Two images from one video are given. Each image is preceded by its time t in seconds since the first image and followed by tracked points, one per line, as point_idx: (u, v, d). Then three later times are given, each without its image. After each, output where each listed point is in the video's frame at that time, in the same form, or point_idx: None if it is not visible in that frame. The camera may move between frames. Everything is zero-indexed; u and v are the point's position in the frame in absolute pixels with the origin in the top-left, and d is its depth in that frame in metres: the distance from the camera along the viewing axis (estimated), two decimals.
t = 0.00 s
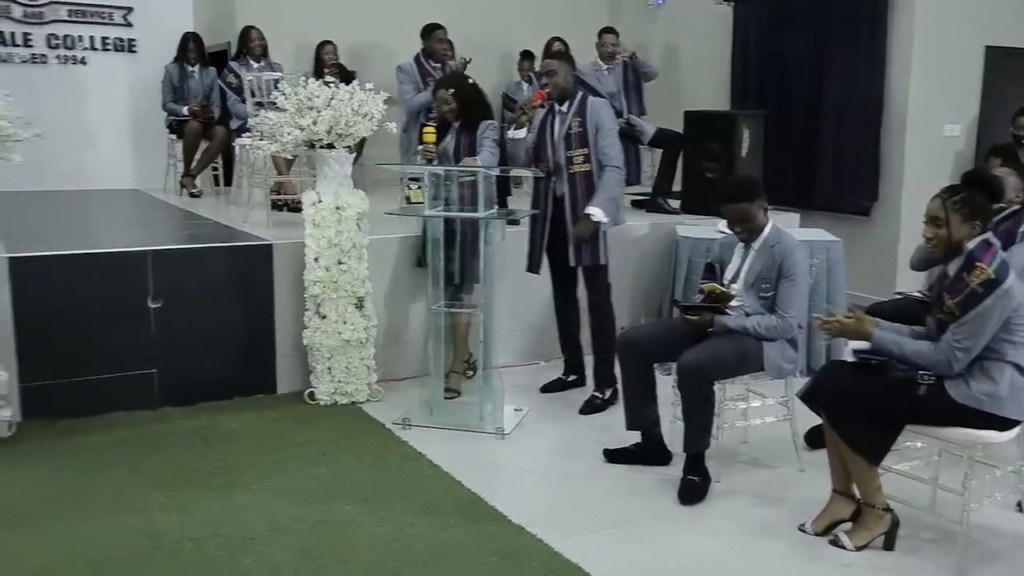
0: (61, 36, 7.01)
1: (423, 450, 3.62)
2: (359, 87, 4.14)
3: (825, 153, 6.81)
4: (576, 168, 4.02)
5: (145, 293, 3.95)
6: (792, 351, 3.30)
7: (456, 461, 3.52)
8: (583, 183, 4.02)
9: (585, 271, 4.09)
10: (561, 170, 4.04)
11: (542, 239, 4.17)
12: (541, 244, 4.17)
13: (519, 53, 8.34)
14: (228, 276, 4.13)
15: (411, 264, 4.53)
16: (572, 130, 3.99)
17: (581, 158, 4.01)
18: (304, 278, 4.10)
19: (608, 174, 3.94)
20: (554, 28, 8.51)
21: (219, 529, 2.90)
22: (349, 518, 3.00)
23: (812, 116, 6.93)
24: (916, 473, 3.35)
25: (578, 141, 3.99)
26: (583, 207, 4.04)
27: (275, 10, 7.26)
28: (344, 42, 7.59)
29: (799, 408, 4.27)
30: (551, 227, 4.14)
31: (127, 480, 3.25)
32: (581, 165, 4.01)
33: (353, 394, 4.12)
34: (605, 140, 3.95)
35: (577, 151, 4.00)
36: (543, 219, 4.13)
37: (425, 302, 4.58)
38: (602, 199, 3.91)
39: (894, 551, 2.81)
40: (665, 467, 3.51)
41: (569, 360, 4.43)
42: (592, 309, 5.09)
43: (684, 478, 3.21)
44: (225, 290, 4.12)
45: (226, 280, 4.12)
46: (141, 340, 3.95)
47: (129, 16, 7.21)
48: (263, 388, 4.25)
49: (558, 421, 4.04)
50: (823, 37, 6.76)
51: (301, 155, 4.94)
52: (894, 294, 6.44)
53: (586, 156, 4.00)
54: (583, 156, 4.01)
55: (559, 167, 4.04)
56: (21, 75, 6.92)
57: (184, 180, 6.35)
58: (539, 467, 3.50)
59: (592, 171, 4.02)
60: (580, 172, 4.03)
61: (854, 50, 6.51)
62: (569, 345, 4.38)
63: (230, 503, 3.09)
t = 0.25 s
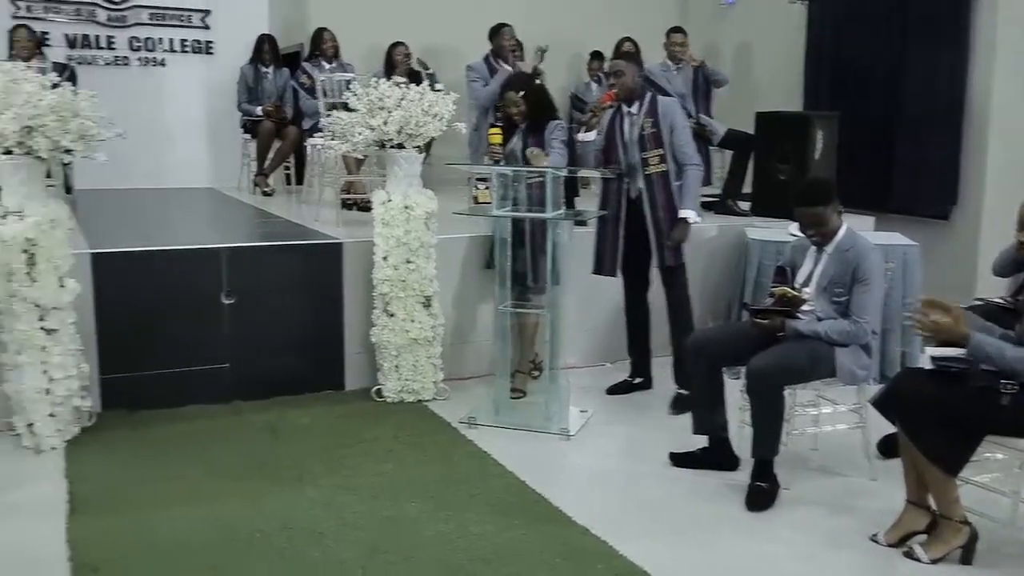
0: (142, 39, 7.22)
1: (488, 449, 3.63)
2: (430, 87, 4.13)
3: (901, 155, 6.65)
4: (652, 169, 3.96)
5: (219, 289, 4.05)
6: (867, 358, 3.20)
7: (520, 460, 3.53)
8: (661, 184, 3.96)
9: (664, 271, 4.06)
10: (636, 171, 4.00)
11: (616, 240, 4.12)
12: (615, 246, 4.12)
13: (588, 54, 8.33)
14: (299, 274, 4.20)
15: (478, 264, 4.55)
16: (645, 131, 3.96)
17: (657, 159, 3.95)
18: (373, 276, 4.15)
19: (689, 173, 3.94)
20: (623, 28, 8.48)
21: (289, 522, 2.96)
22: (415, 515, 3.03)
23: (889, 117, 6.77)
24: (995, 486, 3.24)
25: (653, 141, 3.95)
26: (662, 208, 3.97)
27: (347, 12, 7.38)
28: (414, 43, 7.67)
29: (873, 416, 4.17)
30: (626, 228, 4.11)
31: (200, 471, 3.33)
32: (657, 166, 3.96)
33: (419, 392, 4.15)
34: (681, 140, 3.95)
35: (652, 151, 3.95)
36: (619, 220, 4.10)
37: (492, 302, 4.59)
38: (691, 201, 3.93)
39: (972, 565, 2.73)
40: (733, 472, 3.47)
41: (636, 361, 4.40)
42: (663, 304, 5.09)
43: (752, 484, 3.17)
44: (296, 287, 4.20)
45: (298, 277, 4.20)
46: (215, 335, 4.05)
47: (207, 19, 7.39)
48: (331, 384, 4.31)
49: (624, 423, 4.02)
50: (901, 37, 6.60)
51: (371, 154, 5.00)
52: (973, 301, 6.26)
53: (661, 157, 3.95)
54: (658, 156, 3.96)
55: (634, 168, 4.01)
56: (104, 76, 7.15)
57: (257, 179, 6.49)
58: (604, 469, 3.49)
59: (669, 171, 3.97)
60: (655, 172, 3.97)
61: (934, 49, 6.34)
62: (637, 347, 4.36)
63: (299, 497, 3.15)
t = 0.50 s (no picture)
0: (219, 41, 7.40)
1: (553, 450, 3.63)
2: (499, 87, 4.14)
3: (983, 157, 6.44)
4: (729, 170, 3.92)
5: (291, 286, 4.12)
6: (944, 366, 3.12)
7: (585, 462, 3.52)
8: (736, 186, 3.92)
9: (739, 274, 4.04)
10: (713, 171, 3.96)
11: (692, 241, 4.09)
12: (691, 247, 4.10)
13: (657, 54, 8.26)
14: (368, 272, 4.25)
15: (545, 264, 4.55)
16: (725, 132, 3.90)
17: (734, 160, 3.91)
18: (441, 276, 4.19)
19: (765, 178, 3.87)
20: (693, 28, 8.39)
21: (357, 517, 3.00)
22: (480, 513, 3.04)
23: (970, 118, 6.57)
24: None
25: (733, 142, 3.90)
26: (733, 208, 3.94)
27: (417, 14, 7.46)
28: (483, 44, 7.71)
29: (950, 425, 4.05)
30: (704, 232, 4.07)
31: (269, 464, 3.40)
32: (734, 168, 3.91)
33: (485, 392, 4.17)
34: (760, 142, 3.88)
35: (731, 153, 3.91)
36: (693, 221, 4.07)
37: (558, 302, 4.59)
38: (762, 205, 3.86)
39: None
40: (802, 479, 3.40)
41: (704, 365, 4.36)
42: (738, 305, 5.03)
43: (821, 492, 3.11)
44: (365, 285, 4.25)
45: (368, 275, 4.25)
46: (286, 331, 4.13)
47: (281, 20, 7.53)
48: (398, 382, 4.35)
49: (691, 426, 3.98)
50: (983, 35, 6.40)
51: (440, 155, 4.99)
52: None
53: (740, 159, 3.90)
54: (737, 158, 3.90)
55: (709, 169, 3.97)
56: (182, 77, 7.34)
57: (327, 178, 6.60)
58: (670, 473, 3.46)
59: (746, 173, 3.91)
60: (732, 174, 3.92)
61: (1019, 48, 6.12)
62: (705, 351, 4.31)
63: (366, 493, 3.18)
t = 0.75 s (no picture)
0: (295, 42, 7.54)
1: (620, 452, 3.61)
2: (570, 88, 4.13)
3: None
4: (823, 172, 3.84)
5: (362, 284, 4.18)
6: None
7: (653, 465, 3.49)
8: (826, 189, 3.85)
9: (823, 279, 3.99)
10: (806, 172, 3.89)
11: (775, 242, 4.02)
12: (774, 248, 4.03)
13: (730, 54, 8.16)
14: (436, 271, 4.29)
15: (613, 265, 4.52)
16: (823, 134, 3.82)
17: (829, 163, 3.82)
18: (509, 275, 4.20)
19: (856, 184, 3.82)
20: (767, 27, 8.27)
21: (425, 514, 3.02)
22: (546, 514, 3.04)
23: None
24: None
25: (830, 144, 3.81)
26: (819, 209, 3.87)
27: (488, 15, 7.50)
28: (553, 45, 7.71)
29: None
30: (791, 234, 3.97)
31: (337, 459, 3.45)
32: (829, 170, 3.83)
33: (551, 392, 4.17)
34: (858, 147, 3.82)
35: (827, 155, 3.82)
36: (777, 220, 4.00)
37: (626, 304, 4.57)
38: (845, 205, 3.79)
39: None
40: (877, 489, 3.32)
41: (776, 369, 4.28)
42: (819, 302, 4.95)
43: (897, 502, 3.03)
44: (434, 285, 4.29)
45: (437, 274, 4.29)
46: (357, 328, 4.19)
47: (355, 22, 7.64)
48: (466, 381, 4.38)
49: (761, 432, 3.91)
50: None
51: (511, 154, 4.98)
52: None
53: (835, 162, 3.82)
54: (832, 161, 3.82)
55: (801, 170, 3.91)
56: (260, 78, 7.50)
57: (398, 177, 6.68)
58: (739, 478, 3.41)
59: (837, 177, 3.85)
60: (825, 177, 3.84)
61: None
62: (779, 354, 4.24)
63: (432, 490, 3.21)
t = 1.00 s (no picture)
0: (372, 43, 7.64)
1: (693, 456, 3.57)
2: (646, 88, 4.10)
3: None
4: (930, 178, 3.73)
5: (435, 282, 4.22)
6: None
7: (726, 470, 3.44)
8: (934, 196, 3.74)
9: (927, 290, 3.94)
10: (910, 176, 3.78)
11: (869, 249, 3.91)
12: (866, 253, 3.91)
13: (810, 53, 8.01)
14: (508, 271, 4.30)
15: (687, 267, 4.48)
16: (932, 138, 3.70)
17: (937, 170, 3.71)
18: (582, 276, 4.18)
19: (967, 194, 3.69)
20: (848, 25, 8.09)
21: (494, 513, 3.03)
22: (616, 516, 3.02)
23: None
24: None
25: (938, 149, 3.70)
26: (927, 220, 3.77)
27: (564, 15, 7.50)
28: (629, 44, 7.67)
29: None
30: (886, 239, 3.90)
31: (409, 456, 3.49)
32: (936, 177, 3.71)
33: (622, 394, 4.15)
34: (969, 153, 3.69)
35: (935, 161, 3.71)
36: (873, 224, 3.89)
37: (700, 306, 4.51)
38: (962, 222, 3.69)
39: None
40: (960, 501, 3.22)
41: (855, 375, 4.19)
42: (911, 303, 4.84)
43: (981, 516, 2.93)
44: (506, 284, 4.30)
45: (510, 274, 4.30)
46: (430, 325, 4.22)
47: (431, 23, 7.71)
48: (536, 381, 4.38)
49: (838, 439, 3.83)
50: None
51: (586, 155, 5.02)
52: None
53: (943, 168, 3.70)
54: (940, 167, 3.70)
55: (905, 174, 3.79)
56: (337, 79, 7.62)
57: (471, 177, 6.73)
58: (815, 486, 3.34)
59: (946, 185, 3.72)
60: (932, 183, 3.73)
61: None
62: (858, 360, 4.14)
63: (502, 489, 3.22)
